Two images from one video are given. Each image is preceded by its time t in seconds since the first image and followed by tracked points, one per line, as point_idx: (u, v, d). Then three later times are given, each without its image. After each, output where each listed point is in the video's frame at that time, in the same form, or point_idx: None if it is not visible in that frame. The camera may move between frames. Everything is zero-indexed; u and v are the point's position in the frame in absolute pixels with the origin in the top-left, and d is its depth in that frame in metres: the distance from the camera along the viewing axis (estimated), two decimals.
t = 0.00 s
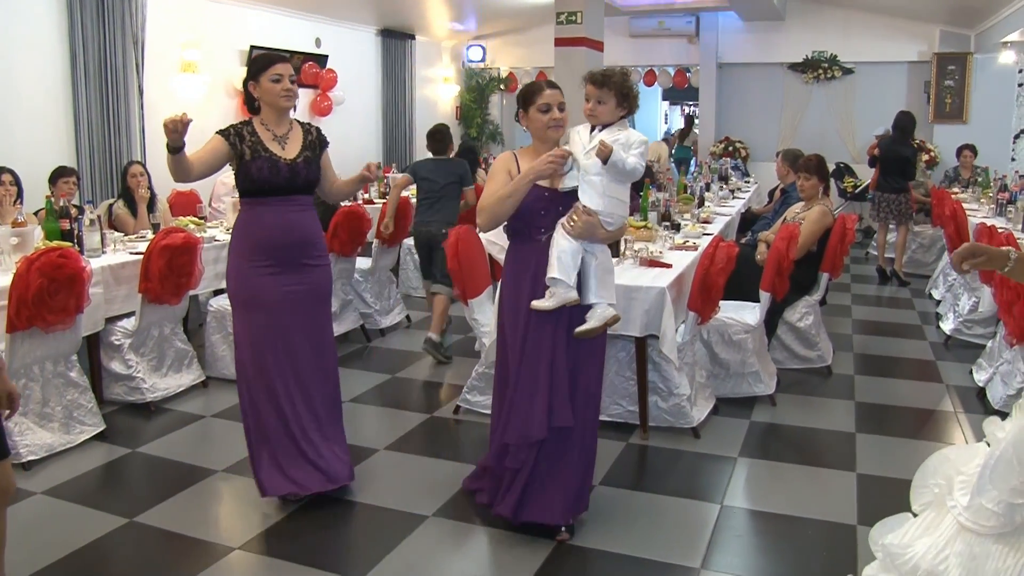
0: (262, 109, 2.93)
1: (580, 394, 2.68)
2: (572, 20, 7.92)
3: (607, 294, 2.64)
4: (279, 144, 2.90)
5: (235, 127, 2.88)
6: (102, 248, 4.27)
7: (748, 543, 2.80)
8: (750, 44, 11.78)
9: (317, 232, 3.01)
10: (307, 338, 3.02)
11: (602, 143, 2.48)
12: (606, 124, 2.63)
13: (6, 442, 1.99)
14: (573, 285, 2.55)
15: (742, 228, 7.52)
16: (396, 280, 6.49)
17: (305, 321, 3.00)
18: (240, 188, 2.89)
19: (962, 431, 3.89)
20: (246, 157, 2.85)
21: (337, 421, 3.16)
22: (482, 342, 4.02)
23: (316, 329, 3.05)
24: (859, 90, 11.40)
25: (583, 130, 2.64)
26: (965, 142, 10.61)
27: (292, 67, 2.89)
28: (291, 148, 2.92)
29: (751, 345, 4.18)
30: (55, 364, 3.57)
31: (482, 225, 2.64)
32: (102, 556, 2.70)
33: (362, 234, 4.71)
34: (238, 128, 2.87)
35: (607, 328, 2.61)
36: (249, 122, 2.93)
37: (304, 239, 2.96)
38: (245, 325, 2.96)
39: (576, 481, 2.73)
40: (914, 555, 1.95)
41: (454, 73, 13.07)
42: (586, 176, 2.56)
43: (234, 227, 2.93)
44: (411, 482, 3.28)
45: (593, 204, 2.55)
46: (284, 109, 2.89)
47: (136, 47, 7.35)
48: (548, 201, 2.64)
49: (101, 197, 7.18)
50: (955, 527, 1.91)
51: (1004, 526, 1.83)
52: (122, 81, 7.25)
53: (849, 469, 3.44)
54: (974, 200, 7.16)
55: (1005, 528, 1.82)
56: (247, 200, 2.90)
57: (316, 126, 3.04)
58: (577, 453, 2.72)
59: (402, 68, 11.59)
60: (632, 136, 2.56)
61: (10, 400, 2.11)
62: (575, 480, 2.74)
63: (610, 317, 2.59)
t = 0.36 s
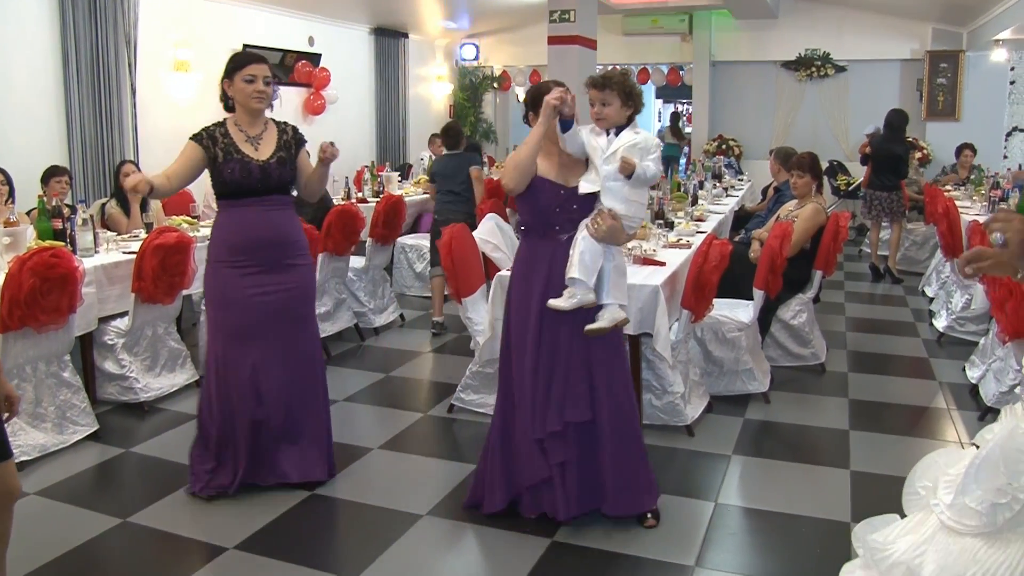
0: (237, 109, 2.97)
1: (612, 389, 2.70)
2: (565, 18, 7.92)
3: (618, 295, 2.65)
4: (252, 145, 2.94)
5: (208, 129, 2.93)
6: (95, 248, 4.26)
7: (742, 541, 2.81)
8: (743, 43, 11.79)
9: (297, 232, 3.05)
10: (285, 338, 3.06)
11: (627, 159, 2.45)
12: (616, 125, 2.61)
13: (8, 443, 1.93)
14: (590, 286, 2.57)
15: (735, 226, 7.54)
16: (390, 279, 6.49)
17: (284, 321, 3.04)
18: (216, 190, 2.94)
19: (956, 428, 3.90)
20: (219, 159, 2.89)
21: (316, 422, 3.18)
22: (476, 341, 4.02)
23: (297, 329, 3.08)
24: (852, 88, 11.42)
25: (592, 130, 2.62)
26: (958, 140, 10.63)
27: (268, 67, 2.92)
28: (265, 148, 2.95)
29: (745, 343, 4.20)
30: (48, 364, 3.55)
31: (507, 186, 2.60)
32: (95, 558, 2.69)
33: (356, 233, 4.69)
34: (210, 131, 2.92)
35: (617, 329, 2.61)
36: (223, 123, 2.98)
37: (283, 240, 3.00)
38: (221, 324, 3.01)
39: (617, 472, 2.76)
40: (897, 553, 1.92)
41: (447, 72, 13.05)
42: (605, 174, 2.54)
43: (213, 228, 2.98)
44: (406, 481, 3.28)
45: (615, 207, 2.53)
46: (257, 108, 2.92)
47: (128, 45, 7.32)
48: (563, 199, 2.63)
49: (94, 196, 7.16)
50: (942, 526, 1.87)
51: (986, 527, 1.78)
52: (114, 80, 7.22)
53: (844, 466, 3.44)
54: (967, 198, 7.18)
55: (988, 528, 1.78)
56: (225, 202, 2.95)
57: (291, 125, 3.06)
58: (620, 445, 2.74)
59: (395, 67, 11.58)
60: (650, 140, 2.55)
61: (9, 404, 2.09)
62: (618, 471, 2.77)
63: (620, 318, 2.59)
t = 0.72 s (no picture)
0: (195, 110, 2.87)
1: (653, 388, 2.71)
2: (563, 20, 7.93)
3: (670, 290, 2.65)
4: (210, 148, 2.84)
5: (165, 131, 2.83)
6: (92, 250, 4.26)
7: (739, 543, 2.81)
8: (740, 45, 11.81)
9: (253, 238, 2.94)
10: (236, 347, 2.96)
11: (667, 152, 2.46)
12: (650, 119, 2.58)
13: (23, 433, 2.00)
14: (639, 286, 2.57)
15: (732, 227, 7.55)
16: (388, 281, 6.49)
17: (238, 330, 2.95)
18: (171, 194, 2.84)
19: (953, 429, 3.90)
20: (175, 162, 2.79)
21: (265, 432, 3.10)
22: (473, 343, 4.01)
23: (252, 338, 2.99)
24: (849, 90, 11.44)
25: (626, 126, 2.58)
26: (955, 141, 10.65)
27: (233, 68, 2.83)
28: (223, 152, 2.86)
29: (742, 345, 4.19)
30: (45, 367, 3.55)
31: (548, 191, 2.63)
32: (92, 560, 2.69)
33: (353, 235, 4.68)
34: (166, 132, 2.82)
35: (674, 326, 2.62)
36: (179, 125, 2.87)
37: (237, 247, 2.88)
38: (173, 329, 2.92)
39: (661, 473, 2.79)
40: (871, 534, 1.78)
41: (445, 74, 13.07)
42: (643, 173, 2.53)
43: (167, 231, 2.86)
44: (403, 483, 3.28)
45: (655, 204, 2.53)
46: (218, 109, 2.83)
47: (125, 48, 7.32)
48: (602, 201, 2.64)
49: (91, 198, 7.16)
50: (918, 516, 1.71)
51: (953, 517, 1.61)
52: (112, 82, 7.22)
53: (841, 468, 3.45)
54: (964, 200, 7.19)
55: (952, 517, 1.62)
56: (179, 206, 2.84)
57: (252, 128, 2.97)
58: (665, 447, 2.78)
59: (393, 69, 11.59)
60: (686, 132, 2.53)
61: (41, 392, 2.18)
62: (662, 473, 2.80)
63: (678, 314, 2.61)
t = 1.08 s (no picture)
0: (173, 106, 2.84)
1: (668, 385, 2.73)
2: (559, 19, 7.92)
3: (674, 292, 2.65)
4: (192, 146, 2.83)
5: (144, 129, 2.78)
6: (87, 246, 4.25)
7: (733, 543, 2.81)
8: (737, 45, 11.82)
9: (230, 237, 2.95)
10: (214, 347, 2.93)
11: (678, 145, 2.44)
12: (666, 115, 2.56)
13: (23, 424, 2.06)
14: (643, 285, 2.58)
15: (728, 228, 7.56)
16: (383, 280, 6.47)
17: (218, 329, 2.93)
18: (150, 192, 2.81)
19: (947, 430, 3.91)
20: (157, 161, 2.76)
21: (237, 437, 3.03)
22: (468, 342, 4.01)
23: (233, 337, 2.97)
24: (845, 91, 11.45)
25: (646, 123, 2.59)
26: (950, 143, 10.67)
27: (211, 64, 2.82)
28: (204, 149, 2.85)
29: (737, 345, 4.20)
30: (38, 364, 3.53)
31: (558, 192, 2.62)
32: (84, 558, 2.68)
33: (348, 233, 4.69)
34: (146, 130, 2.77)
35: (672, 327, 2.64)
36: (157, 121, 2.83)
37: (216, 244, 2.89)
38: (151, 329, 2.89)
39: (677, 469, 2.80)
40: (853, 529, 1.85)
41: (441, 72, 13.05)
42: (654, 168, 2.53)
43: (144, 232, 2.85)
44: (398, 482, 3.27)
45: (663, 202, 2.53)
46: (198, 105, 2.81)
47: (121, 44, 7.30)
48: (610, 200, 2.62)
49: (86, 194, 7.14)
50: (900, 511, 1.80)
51: (937, 511, 1.71)
52: (107, 78, 7.20)
53: (835, 468, 3.45)
54: (959, 201, 7.21)
55: (937, 511, 1.71)
56: (158, 205, 2.82)
57: (228, 125, 2.97)
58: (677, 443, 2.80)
59: (389, 67, 11.57)
60: (701, 133, 2.55)
61: (51, 383, 2.26)
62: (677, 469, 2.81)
63: (674, 316, 2.63)
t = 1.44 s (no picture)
0: (170, 109, 2.80)
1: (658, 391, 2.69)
2: (557, 25, 7.94)
3: (669, 299, 2.64)
4: (193, 149, 2.81)
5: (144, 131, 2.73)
6: (83, 251, 4.25)
7: (731, 548, 2.81)
8: (733, 51, 11.86)
9: (227, 241, 2.92)
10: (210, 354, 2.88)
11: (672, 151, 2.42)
12: (662, 122, 2.55)
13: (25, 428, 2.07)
14: (630, 293, 2.56)
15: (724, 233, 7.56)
16: (380, 285, 6.47)
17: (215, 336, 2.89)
18: (147, 196, 2.75)
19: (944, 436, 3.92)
20: (162, 163, 2.71)
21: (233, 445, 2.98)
22: (465, 347, 4.01)
23: (230, 344, 2.93)
24: (842, 97, 11.48)
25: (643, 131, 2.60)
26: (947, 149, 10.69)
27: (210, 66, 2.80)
28: (204, 153, 2.84)
29: (734, 350, 4.20)
30: (34, 369, 3.52)
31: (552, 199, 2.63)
32: (81, 563, 2.67)
33: (345, 238, 4.69)
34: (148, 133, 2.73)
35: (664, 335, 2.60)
36: (155, 125, 2.79)
37: (214, 248, 2.85)
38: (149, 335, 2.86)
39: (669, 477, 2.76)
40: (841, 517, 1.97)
41: (438, 78, 13.07)
42: (647, 176, 2.51)
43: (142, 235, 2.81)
44: (395, 487, 3.27)
45: (655, 210, 2.50)
46: (198, 106, 2.78)
47: (118, 49, 7.30)
48: (603, 207, 2.63)
49: (83, 200, 7.14)
50: (883, 498, 1.92)
51: (915, 495, 1.84)
52: (105, 83, 7.20)
53: (833, 474, 3.46)
54: (956, 206, 7.23)
55: (916, 494, 1.84)
56: (153, 208, 2.77)
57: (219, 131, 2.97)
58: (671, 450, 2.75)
59: (386, 72, 11.58)
60: (696, 143, 2.52)
61: (58, 389, 2.27)
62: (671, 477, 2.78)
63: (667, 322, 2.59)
